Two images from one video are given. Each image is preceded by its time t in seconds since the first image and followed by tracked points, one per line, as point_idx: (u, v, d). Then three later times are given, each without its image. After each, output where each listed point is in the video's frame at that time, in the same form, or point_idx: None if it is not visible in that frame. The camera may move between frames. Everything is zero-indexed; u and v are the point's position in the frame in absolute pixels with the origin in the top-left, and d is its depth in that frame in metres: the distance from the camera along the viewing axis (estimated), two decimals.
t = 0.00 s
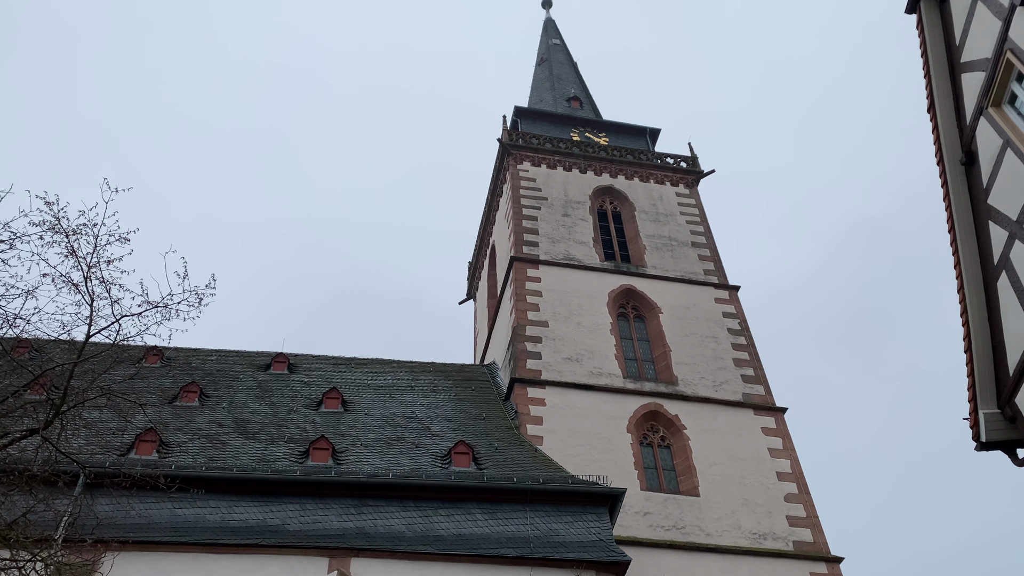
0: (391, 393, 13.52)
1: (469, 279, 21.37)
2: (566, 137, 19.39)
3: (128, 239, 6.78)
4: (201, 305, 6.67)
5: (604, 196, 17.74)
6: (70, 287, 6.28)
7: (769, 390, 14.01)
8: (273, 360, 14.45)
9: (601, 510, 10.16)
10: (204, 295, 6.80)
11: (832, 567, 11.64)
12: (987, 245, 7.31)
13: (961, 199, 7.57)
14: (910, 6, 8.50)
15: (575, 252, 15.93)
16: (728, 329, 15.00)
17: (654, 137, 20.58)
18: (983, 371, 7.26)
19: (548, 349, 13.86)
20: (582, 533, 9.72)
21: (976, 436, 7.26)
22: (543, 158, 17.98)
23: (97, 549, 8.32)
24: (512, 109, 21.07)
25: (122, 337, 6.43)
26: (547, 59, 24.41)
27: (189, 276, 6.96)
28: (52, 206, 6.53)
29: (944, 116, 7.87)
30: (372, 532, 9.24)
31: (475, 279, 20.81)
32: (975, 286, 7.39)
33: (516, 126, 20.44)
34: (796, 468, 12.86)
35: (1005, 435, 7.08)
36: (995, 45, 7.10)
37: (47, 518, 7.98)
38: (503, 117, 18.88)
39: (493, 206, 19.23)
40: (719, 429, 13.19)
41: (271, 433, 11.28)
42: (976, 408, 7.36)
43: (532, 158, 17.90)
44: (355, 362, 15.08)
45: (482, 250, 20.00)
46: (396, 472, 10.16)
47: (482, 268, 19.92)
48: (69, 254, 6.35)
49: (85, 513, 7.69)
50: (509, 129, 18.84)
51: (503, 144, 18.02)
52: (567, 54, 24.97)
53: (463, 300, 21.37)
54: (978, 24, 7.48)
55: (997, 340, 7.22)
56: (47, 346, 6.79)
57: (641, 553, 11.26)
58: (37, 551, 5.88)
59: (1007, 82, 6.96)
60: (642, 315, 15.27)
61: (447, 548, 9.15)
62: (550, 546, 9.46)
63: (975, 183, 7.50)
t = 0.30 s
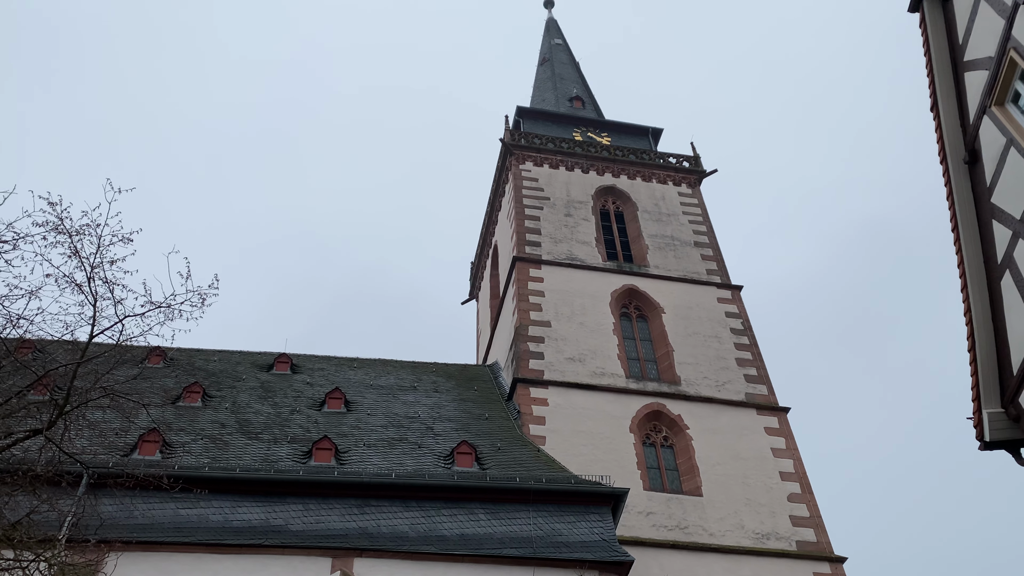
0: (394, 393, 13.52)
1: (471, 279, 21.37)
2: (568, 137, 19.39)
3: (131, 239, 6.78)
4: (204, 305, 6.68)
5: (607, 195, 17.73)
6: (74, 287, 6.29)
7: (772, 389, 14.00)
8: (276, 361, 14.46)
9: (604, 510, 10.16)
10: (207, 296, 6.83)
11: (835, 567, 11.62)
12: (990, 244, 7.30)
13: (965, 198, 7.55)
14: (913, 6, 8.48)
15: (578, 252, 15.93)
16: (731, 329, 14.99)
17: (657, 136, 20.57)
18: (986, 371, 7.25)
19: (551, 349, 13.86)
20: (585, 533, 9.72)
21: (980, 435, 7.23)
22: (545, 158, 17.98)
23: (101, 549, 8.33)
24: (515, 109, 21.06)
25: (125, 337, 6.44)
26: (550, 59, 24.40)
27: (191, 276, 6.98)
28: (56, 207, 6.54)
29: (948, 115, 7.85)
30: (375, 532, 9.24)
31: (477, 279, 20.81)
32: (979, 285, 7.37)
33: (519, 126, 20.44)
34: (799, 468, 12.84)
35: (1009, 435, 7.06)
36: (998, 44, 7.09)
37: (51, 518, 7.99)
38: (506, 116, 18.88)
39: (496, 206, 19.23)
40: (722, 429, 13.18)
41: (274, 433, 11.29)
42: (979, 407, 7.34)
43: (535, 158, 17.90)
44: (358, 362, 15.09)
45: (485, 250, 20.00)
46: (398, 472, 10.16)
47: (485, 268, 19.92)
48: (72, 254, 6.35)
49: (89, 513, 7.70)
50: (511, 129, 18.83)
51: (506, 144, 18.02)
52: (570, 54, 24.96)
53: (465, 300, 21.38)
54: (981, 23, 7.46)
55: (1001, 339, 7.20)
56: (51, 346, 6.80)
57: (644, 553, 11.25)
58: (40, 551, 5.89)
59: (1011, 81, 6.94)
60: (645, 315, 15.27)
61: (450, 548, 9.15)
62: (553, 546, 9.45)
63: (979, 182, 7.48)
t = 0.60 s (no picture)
0: (395, 394, 13.53)
1: (473, 280, 21.39)
2: (570, 137, 19.39)
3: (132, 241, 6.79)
4: (206, 306, 6.69)
5: (609, 196, 17.73)
6: (75, 288, 6.30)
7: (774, 390, 13.99)
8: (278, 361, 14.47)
9: (606, 510, 10.16)
10: (209, 296, 6.85)
11: (838, 568, 11.62)
12: (993, 244, 7.29)
13: (966, 198, 7.55)
14: (914, 6, 8.49)
15: (579, 252, 15.93)
16: (733, 329, 14.99)
17: (658, 137, 20.57)
18: (988, 370, 7.24)
19: (553, 350, 13.86)
20: (587, 534, 9.72)
21: (982, 435, 7.21)
22: (547, 158, 17.98)
23: (103, 550, 8.33)
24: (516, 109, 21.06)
25: (127, 338, 6.45)
26: (551, 59, 24.41)
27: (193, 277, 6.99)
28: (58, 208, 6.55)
29: (950, 116, 7.85)
30: (377, 533, 9.25)
31: (479, 279, 20.83)
32: (981, 284, 7.36)
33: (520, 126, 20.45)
34: (801, 468, 12.83)
35: (1010, 435, 7.04)
36: (1000, 45, 7.09)
37: (53, 519, 7.99)
38: (507, 117, 18.90)
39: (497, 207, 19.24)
40: (724, 430, 13.18)
41: (276, 434, 11.30)
42: (981, 408, 7.33)
43: (537, 158, 17.91)
44: (360, 363, 15.10)
45: (487, 251, 20.01)
46: (400, 472, 10.17)
47: (486, 269, 19.93)
48: (75, 255, 6.36)
49: (92, 514, 7.71)
50: (513, 130, 18.84)
51: (508, 144, 18.03)
52: (571, 54, 24.97)
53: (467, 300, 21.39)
54: (983, 23, 7.46)
55: (1003, 339, 7.19)
56: (53, 347, 6.81)
57: (646, 553, 11.25)
58: (43, 552, 5.89)
59: (1013, 80, 6.94)
60: (647, 315, 15.27)
61: (452, 549, 9.15)
62: (555, 546, 9.45)
63: (981, 182, 7.48)
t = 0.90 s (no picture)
0: (396, 395, 13.54)
1: (473, 281, 21.40)
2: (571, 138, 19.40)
3: (133, 243, 6.79)
4: (207, 308, 6.72)
5: (609, 197, 17.74)
6: (76, 290, 6.30)
7: (775, 391, 13.99)
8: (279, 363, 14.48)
9: (607, 511, 10.15)
10: (209, 297, 6.87)
11: (838, 569, 11.61)
12: (993, 245, 7.29)
13: (967, 198, 7.55)
14: (914, 7, 8.49)
15: (580, 253, 15.93)
16: (734, 330, 14.99)
17: (659, 138, 20.58)
18: (989, 371, 7.24)
19: (554, 351, 13.86)
20: (588, 535, 9.72)
21: (983, 436, 7.21)
22: (548, 159, 17.99)
23: (105, 551, 8.34)
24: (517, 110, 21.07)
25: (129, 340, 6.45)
26: (552, 61, 24.41)
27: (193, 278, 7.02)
28: (59, 211, 6.56)
29: (950, 117, 7.85)
30: (377, 534, 9.25)
31: (480, 280, 20.84)
32: (981, 285, 7.36)
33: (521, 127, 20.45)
34: (802, 469, 12.83)
35: (1011, 436, 7.04)
36: (1000, 46, 7.09)
37: (54, 520, 8.00)
38: (508, 118, 18.91)
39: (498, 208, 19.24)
40: (724, 431, 13.18)
41: (277, 435, 11.30)
42: (981, 408, 7.33)
43: (537, 159, 17.91)
44: (361, 364, 15.11)
45: (487, 252, 20.02)
46: (401, 473, 10.18)
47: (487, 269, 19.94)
48: (76, 257, 6.37)
49: (93, 516, 7.72)
50: (513, 131, 18.84)
51: (508, 145, 18.04)
52: (571, 55, 24.98)
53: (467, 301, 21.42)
54: (983, 24, 7.47)
55: (1004, 339, 7.19)
56: (54, 349, 6.81)
57: (646, 554, 11.25)
58: (44, 554, 5.90)
59: (1013, 81, 6.94)
60: (647, 316, 15.27)
61: (452, 550, 9.15)
62: (555, 547, 9.46)
63: (981, 183, 7.48)
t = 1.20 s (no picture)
0: (396, 397, 13.54)
1: (473, 282, 21.40)
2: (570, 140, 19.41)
3: (134, 245, 6.80)
4: (207, 310, 6.78)
5: (609, 198, 17.74)
6: (77, 293, 6.31)
7: (775, 392, 13.99)
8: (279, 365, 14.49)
9: (607, 513, 10.15)
10: (209, 300, 6.88)
11: (838, 570, 11.61)
12: (993, 247, 7.29)
13: (966, 200, 7.56)
14: (914, 8, 8.49)
15: (580, 255, 15.93)
16: (734, 331, 14.99)
17: (659, 139, 20.58)
18: (989, 372, 7.24)
19: (554, 352, 13.86)
20: (588, 537, 9.71)
21: (983, 438, 7.20)
22: (548, 161, 17.98)
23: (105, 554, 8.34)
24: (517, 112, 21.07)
25: (129, 343, 6.46)
26: (552, 62, 24.42)
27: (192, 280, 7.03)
28: (60, 213, 6.57)
29: (950, 118, 7.85)
30: (377, 536, 9.25)
31: (480, 281, 20.85)
32: (981, 286, 7.36)
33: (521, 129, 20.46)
34: (802, 470, 12.83)
35: (1012, 438, 7.02)
36: (999, 47, 7.09)
37: (55, 522, 8.00)
38: (508, 119, 18.93)
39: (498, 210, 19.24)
40: (725, 432, 13.18)
41: (277, 437, 11.30)
42: (981, 410, 7.33)
43: (537, 161, 17.91)
44: (361, 366, 15.12)
45: (487, 253, 20.03)
46: (401, 475, 10.18)
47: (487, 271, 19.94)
48: (75, 260, 6.38)
49: (93, 518, 7.71)
50: (513, 133, 18.84)
51: (508, 147, 18.04)
52: (571, 57, 24.99)
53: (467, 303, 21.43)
54: (982, 25, 7.48)
55: (1004, 341, 7.18)
56: (55, 352, 6.81)
57: (647, 556, 11.25)
58: (44, 556, 5.90)
59: (1013, 83, 6.94)
60: (648, 318, 15.27)
61: (452, 552, 9.15)
62: (555, 549, 9.45)
63: (981, 184, 7.48)
